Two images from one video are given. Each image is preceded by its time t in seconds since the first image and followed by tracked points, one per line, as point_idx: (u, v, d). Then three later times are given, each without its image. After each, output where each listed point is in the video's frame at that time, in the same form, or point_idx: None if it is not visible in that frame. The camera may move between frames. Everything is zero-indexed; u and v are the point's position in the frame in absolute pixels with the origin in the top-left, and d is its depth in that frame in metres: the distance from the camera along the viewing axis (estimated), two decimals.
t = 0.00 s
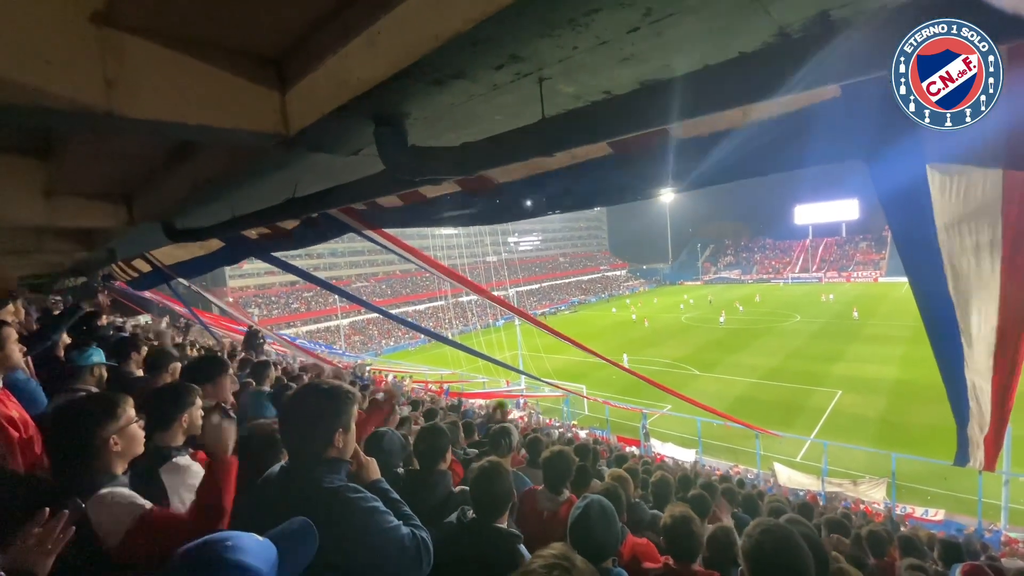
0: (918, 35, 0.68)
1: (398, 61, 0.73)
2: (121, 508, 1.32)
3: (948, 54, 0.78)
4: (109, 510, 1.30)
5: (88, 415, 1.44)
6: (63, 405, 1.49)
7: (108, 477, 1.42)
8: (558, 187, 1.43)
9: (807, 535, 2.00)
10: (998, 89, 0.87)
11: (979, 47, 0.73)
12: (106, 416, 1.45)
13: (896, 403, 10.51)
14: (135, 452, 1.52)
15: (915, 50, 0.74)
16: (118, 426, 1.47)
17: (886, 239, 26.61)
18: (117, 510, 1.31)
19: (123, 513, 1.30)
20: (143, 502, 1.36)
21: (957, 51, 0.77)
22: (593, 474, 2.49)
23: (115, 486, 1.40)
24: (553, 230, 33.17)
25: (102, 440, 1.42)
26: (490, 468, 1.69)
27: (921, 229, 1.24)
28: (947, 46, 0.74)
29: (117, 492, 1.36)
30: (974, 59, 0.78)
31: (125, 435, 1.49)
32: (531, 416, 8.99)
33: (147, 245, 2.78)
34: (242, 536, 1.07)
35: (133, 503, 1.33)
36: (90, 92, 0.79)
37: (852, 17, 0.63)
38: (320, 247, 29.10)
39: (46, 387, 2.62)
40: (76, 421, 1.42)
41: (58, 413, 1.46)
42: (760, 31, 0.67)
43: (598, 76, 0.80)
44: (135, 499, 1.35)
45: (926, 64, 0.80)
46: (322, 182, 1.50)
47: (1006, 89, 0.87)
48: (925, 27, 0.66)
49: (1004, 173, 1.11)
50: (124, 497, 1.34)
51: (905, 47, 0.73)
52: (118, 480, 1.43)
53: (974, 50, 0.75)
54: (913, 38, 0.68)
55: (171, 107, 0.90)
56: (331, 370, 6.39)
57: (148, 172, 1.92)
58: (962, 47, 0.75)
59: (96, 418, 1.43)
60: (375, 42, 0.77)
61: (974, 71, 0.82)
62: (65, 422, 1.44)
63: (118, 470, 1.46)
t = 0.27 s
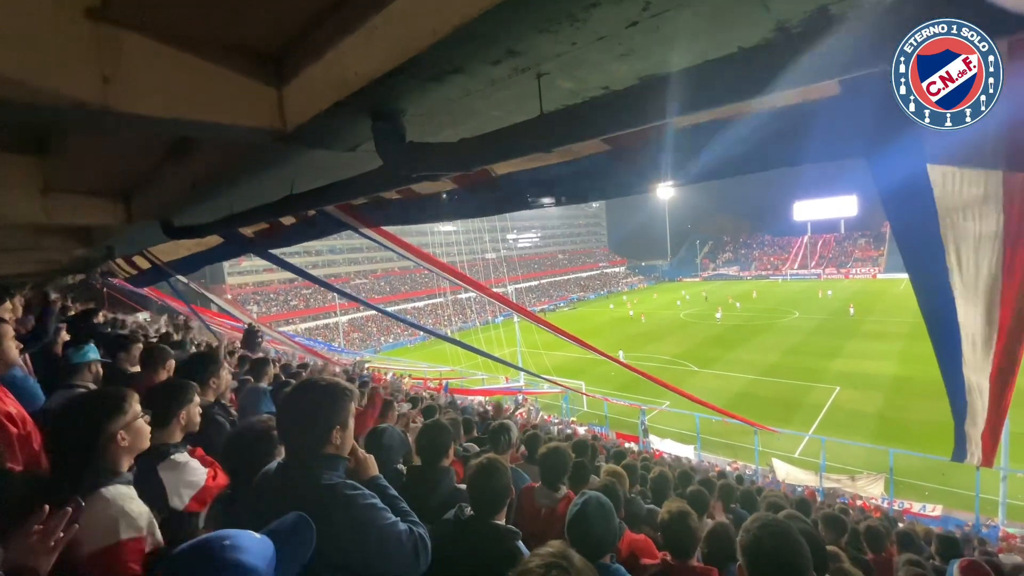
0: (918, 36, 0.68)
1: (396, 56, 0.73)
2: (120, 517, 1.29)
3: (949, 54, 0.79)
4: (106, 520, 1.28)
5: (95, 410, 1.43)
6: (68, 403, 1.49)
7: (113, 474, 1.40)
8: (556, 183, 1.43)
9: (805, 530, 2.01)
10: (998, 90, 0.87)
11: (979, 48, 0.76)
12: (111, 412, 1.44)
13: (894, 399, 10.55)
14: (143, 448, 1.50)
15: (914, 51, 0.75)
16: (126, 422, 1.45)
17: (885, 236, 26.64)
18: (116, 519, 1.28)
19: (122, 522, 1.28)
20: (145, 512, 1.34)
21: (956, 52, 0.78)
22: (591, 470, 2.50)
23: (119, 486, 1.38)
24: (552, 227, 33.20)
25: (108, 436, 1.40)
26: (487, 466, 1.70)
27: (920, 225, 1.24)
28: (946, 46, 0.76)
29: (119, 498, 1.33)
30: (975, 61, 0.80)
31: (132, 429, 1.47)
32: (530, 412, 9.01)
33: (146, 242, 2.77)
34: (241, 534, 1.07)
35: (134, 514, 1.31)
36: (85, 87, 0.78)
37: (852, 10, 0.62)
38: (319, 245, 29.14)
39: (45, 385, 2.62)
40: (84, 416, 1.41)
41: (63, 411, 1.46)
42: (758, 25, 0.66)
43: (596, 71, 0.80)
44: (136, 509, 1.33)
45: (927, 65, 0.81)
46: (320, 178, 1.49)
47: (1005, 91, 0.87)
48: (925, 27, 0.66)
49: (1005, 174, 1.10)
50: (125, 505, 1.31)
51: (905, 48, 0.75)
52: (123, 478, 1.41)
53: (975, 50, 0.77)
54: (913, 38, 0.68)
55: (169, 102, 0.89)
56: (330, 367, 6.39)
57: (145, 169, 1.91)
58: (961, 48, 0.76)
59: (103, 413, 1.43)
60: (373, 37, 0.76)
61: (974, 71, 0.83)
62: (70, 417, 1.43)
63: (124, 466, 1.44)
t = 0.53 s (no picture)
0: (918, 36, 0.68)
1: (394, 52, 0.72)
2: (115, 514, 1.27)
3: (950, 54, 0.79)
4: (101, 517, 1.26)
5: (96, 408, 1.43)
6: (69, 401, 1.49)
7: (111, 472, 1.40)
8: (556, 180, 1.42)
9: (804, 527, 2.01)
10: (997, 89, 0.87)
11: (979, 47, 0.77)
12: (112, 410, 1.44)
13: (893, 397, 10.57)
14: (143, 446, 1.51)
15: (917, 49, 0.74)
16: (126, 421, 1.46)
17: (884, 233, 26.66)
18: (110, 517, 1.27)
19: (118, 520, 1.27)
20: (142, 506, 1.32)
21: (956, 52, 0.78)
22: (590, 468, 2.51)
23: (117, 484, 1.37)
24: (551, 224, 33.18)
25: (107, 435, 1.41)
26: (486, 463, 1.71)
27: (920, 222, 1.24)
28: (947, 46, 0.75)
29: (115, 493, 1.32)
30: (975, 60, 0.80)
31: (132, 428, 1.48)
32: (529, 410, 9.03)
33: (145, 240, 2.77)
34: (233, 538, 1.07)
35: (130, 508, 1.30)
36: (83, 85, 0.78)
37: (853, 6, 0.62)
38: (318, 243, 29.15)
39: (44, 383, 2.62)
40: (83, 416, 1.41)
41: (65, 409, 1.46)
42: (758, 21, 0.66)
43: (595, 67, 0.80)
44: (132, 503, 1.31)
45: (927, 65, 0.81)
46: (320, 176, 1.49)
47: (1004, 90, 0.87)
48: (926, 26, 0.66)
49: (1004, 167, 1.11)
50: (121, 500, 1.30)
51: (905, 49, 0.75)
52: (122, 475, 1.41)
53: (976, 49, 0.77)
54: (913, 38, 0.69)
55: (166, 100, 0.89)
56: (329, 365, 6.39)
57: (145, 166, 1.90)
58: (961, 48, 0.76)
59: (103, 412, 1.43)
60: (371, 32, 0.76)
61: (974, 70, 0.83)
62: (72, 414, 1.44)
63: (124, 465, 1.44)
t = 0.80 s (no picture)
0: (918, 36, 0.68)
1: (393, 49, 0.72)
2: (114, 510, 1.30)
3: (950, 55, 0.77)
4: (99, 512, 1.28)
5: (94, 409, 1.43)
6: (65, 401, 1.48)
7: (109, 472, 1.40)
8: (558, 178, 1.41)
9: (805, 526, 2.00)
10: (998, 89, 0.85)
11: (979, 46, 0.75)
12: (111, 412, 1.44)
13: (894, 395, 10.56)
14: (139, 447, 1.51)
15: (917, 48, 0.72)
16: (123, 422, 1.45)
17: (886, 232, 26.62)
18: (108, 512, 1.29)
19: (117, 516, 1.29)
20: (138, 504, 1.36)
21: (957, 52, 0.76)
22: (591, 467, 2.51)
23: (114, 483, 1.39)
24: (552, 223, 33.16)
25: (105, 436, 1.40)
26: (486, 462, 1.71)
27: (921, 222, 1.23)
28: (946, 46, 0.73)
29: (113, 490, 1.35)
30: (975, 60, 0.78)
31: (129, 430, 1.47)
32: (530, 409, 9.03)
33: (146, 239, 2.77)
34: (232, 540, 1.07)
35: (128, 504, 1.33)
36: (83, 83, 0.78)
37: (854, 4, 0.61)
38: (319, 241, 29.19)
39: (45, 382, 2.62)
40: (80, 416, 1.40)
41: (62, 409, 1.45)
42: (759, 18, 0.65)
43: (596, 65, 0.79)
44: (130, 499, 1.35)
45: (929, 65, 0.78)
46: (321, 174, 1.49)
47: (1005, 89, 0.85)
48: (926, 27, 0.66)
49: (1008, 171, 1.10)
50: (119, 497, 1.33)
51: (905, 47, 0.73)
52: (119, 476, 1.42)
53: (976, 49, 0.75)
54: (914, 38, 0.68)
55: (167, 98, 0.88)
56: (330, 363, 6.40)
57: (145, 165, 1.90)
58: (961, 47, 0.74)
59: (101, 413, 1.42)
60: (371, 30, 0.76)
61: (974, 70, 0.81)
62: (68, 414, 1.42)
63: (121, 465, 1.44)
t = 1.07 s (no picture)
0: (918, 36, 0.69)
1: (393, 47, 0.72)
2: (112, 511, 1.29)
3: (951, 54, 0.80)
4: (97, 512, 1.28)
5: (94, 408, 1.43)
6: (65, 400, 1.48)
7: (108, 473, 1.40)
8: (558, 177, 1.41)
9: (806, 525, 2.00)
10: (997, 89, 0.87)
11: (978, 45, 0.79)
12: (111, 412, 1.44)
13: (895, 395, 10.56)
14: (138, 447, 1.51)
15: (918, 49, 0.76)
16: (122, 422, 1.45)
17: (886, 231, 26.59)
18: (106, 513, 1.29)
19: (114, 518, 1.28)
20: (136, 506, 1.35)
21: (957, 51, 0.80)
22: (591, 466, 2.51)
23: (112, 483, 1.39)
24: (553, 222, 33.16)
25: (104, 436, 1.39)
26: (487, 461, 1.71)
27: (923, 220, 1.23)
28: (946, 46, 0.77)
29: (111, 489, 1.35)
30: (974, 60, 0.82)
31: (127, 431, 1.47)
32: (531, 407, 9.04)
33: (146, 238, 2.77)
34: (240, 552, 0.93)
35: (125, 507, 1.32)
36: (83, 81, 0.78)
37: (856, 3, 0.61)
38: (320, 240, 29.23)
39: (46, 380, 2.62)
40: (81, 415, 1.39)
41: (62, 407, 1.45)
42: (761, 17, 0.65)
43: (597, 64, 0.79)
44: (128, 502, 1.34)
45: (928, 65, 0.81)
46: (321, 173, 1.49)
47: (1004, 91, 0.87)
48: (926, 27, 0.66)
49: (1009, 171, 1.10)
50: (118, 498, 1.33)
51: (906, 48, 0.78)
52: (118, 476, 1.42)
53: (975, 48, 0.80)
54: (914, 37, 0.69)
55: (167, 96, 0.88)
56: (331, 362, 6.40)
57: (144, 164, 1.90)
58: (961, 47, 0.79)
59: (100, 413, 1.42)
60: (372, 29, 0.76)
61: (974, 70, 0.84)
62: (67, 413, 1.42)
63: (120, 465, 1.44)
